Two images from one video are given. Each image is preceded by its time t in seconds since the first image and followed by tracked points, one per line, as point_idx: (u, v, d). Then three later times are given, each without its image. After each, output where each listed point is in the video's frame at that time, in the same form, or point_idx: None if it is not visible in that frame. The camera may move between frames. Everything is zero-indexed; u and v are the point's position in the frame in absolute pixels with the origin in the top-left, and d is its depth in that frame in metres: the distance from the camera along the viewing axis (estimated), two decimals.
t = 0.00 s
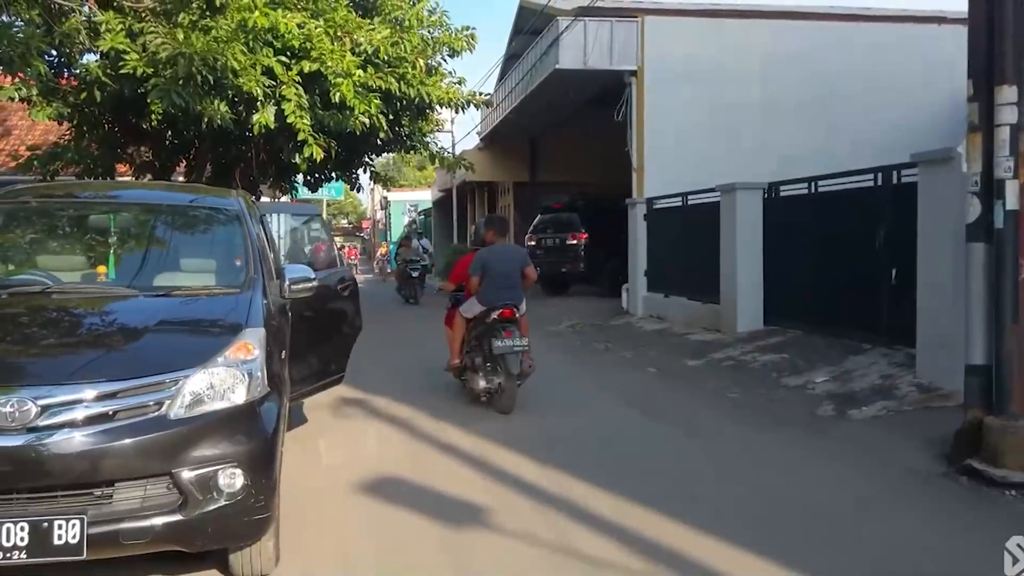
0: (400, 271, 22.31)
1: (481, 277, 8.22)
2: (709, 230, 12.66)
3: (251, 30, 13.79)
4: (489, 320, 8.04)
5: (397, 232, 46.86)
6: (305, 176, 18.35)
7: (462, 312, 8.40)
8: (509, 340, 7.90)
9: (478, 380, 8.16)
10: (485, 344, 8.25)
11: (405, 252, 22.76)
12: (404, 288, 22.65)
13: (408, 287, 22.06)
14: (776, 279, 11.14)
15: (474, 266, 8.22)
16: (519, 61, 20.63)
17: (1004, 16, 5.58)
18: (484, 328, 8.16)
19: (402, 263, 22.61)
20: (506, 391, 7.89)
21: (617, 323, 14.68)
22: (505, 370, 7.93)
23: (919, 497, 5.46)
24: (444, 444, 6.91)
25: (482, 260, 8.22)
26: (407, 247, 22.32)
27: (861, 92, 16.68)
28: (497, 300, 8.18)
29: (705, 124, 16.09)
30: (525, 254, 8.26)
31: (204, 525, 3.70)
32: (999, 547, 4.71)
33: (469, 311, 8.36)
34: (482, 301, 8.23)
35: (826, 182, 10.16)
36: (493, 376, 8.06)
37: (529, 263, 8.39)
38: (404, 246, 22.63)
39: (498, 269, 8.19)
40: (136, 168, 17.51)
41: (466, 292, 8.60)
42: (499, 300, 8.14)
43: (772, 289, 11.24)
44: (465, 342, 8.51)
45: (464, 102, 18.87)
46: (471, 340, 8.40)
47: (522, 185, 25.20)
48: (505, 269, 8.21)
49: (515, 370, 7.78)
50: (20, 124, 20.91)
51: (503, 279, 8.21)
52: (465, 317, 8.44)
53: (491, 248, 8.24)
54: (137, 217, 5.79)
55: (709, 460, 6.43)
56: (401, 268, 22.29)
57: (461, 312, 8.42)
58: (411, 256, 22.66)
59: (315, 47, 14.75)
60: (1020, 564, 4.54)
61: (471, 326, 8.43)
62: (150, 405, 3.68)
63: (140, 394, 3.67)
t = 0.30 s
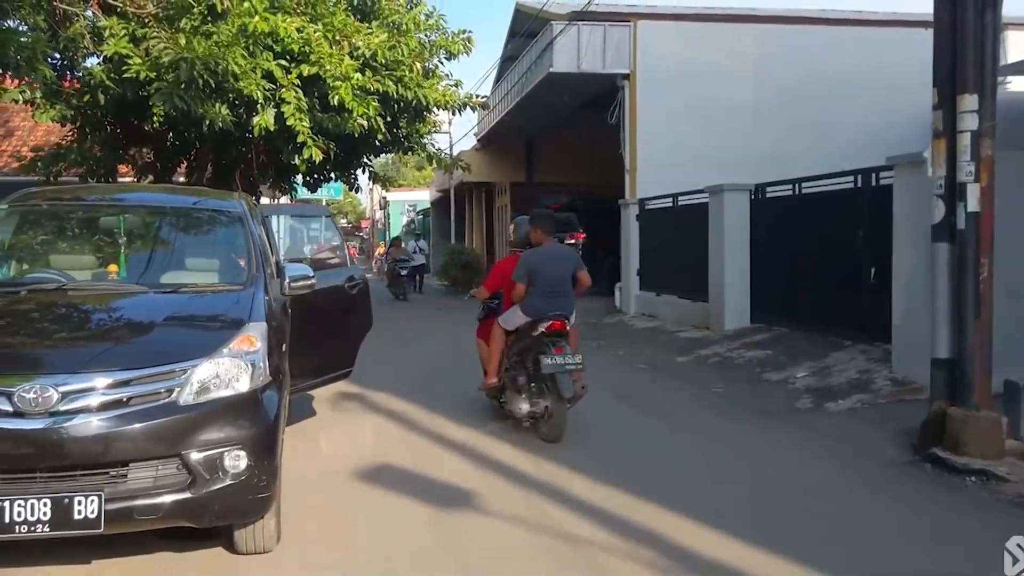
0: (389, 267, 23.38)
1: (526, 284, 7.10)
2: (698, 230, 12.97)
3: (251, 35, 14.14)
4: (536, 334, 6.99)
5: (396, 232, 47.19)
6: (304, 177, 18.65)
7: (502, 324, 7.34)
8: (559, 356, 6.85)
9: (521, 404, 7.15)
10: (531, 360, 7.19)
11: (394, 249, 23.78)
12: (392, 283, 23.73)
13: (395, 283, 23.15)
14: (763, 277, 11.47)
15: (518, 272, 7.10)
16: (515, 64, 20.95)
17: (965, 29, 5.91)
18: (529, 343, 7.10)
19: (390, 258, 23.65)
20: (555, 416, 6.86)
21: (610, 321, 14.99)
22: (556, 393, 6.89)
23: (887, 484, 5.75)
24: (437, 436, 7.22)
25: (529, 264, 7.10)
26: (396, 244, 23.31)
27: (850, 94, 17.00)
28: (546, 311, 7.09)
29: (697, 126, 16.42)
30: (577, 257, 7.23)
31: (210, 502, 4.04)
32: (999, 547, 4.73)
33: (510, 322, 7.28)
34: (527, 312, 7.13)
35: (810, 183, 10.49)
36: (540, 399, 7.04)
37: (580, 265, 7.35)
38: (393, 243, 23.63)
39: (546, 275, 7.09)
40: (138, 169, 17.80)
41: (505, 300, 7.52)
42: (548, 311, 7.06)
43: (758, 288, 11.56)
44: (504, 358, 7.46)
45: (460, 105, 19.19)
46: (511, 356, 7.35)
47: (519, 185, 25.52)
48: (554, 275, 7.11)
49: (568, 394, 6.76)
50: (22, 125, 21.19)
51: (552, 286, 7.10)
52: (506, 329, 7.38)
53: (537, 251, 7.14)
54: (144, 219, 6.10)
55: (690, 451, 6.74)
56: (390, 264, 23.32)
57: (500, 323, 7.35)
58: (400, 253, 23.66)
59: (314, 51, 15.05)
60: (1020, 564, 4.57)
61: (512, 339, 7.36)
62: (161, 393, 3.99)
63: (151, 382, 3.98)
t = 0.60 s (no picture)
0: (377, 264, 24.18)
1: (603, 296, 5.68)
2: (685, 230, 13.33)
3: (249, 41, 14.43)
4: (616, 360, 5.52)
5: (394, 232, 47.51)
6: (302, 179, 18.95)
7: (568, 344, 5.89)
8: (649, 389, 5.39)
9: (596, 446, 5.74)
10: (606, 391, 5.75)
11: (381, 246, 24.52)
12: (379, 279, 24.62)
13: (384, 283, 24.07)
14: (746, 277, 11.85)
15: (591, 281, 5.69)
16: (508, 67, 21.30)
17: (922, 40, 6.28)
18: (605, 370, 5.62)
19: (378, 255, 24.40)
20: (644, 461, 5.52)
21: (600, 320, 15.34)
22: (643, 433, 5.44)
23: (852, 470, 6.08)
24: (428, 427, 7.58)
25: (606, 271, 5.68)
26: (385, 244, 24.02)
27: (838, 97, 17.33)
28: (628, 329, 5.66)
29: (685, 129, 16.81)
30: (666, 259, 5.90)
31: (213, 482, 4.39)
32: (1000, 548, 4.71)
33: (580, 343, 5.83)
34: (602, 332, 5.70)
35: (791, 186, 10.87)
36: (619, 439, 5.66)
37: (666, 271, 5.95)
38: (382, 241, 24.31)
39: (628, 284, 5.68)
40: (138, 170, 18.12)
41: (570, 314, 6.07)
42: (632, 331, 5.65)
43: (742, 287, 11.94)
44: (568, 385, 6.06)
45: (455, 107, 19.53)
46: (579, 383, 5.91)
47: (514, 186, 25.87)
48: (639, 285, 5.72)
49: (662, 437, 5.27)
50: (23, 127, 21.47)
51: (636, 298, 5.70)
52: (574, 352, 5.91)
53: (615, 254, 5.75)
54: (147, 221, 6.45)
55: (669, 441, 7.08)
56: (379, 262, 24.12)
57: (566, 343, 5.90)
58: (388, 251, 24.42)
59: (311, 55, 15.39)
60: (1020, 564, 4.55)
61: (581, 364, 5.92)
62: (166, 381, 4.34)
63: (157, 372, 4.33)
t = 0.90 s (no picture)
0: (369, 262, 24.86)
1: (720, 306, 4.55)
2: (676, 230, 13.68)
3: (251, 45, 14.76)
4: (741, 394, 4.39)
5: (393, 232, 47.83)
6: (302, 179, 19.25)
7: (668, 371, 4.78)
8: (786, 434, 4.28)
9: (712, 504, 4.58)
10: (722, 432, 4.64)
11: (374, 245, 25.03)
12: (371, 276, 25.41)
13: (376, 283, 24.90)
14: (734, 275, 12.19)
15: (707, 287, 4.55)
16: (505, 69, 21.64)
17: (889, 48, 6.64)
18: (722, 405, 4.52)
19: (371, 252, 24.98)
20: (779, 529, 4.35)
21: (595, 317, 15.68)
22: (777, 491, 4.32)
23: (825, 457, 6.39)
24: (424, 417, 7.93)
25: (725, 275, 4.55)
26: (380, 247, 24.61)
27: (828, 100, 17.67)
28: (748, 348, 4.61)
29: (678, 131, 17.13)
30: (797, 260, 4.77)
31: (221, 461, 4.73)
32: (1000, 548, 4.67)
33: (687, 368, 4.70)
34: (716, 353, 4.62)
35: (776, 187, 11.20)
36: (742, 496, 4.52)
37: (795, 275, 4.87)
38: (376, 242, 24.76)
39: (748, 291, 4.59)
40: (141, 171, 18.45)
41: (668, 328, 4.97)
42: (756, 352, 4.61)
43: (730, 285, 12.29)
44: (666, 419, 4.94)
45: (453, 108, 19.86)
46: (685, 420, 4.78)
47: (511, 186, 26.21)
48: (765, 292, 4.63)
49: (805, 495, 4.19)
50: (26, 127, 21.77)
51: (761, 307, 4.61)
52: (676, 381, 4.81)
53: (733, 251, 4.61)
54: (155, 221, 6.77)
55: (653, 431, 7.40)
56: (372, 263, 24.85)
57: (665, 370, 4.80)
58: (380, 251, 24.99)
59: (312, 58, 15.74)
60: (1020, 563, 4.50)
61: (687, 397, 4.79)
62: (177, 367, 4.67)
63: (168, 359, 4.67)
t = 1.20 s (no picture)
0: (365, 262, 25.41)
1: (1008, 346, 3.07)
2: (670, 231, 14.04)
3: (256, 49, 15.16)
4: None
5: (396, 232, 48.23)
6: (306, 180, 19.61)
7: (904, 445, 3.35)
8: None
9: None
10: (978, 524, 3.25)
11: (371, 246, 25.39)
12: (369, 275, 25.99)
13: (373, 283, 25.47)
14: (725, 274, 12.56)
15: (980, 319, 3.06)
16: (506, 72, 22.01)
17: (862, 59, 7.01)
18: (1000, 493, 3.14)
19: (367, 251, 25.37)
20: None
21: (592, 315, 16.03)
22: None
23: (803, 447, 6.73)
24: (423, 409, 8.31)
25: (1011, 300, 3.04)
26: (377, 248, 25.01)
27: (821, 102, 18.05)
28: None
29: (674, 133, 17.48)
30: None
31: (231, 445, 5.12)
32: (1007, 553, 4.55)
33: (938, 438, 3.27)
34: (994, 418, 3.18)
35: (765, 188, 11.56)
36: None
37: None
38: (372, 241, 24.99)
39: None
40: (149, 172, 18.86)
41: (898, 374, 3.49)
42: None
43: (721, 283, 12.66)
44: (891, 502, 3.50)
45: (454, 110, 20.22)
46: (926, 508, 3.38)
47: (512, 186, 26.58)
48: None
49: None
50: (34, 129, 22.16)
51: None
52: (912, 456, 3.37)
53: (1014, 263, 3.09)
54: (167, 223, 7.15)
55: (642, 423, 7.75)
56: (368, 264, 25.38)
57: (898, 443, 3.36)
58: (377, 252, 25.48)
59: (315, 62, 16.13)
60: None
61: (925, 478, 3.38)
62: (191, 358, 5.06)
63: (183, 350, 5.05)
